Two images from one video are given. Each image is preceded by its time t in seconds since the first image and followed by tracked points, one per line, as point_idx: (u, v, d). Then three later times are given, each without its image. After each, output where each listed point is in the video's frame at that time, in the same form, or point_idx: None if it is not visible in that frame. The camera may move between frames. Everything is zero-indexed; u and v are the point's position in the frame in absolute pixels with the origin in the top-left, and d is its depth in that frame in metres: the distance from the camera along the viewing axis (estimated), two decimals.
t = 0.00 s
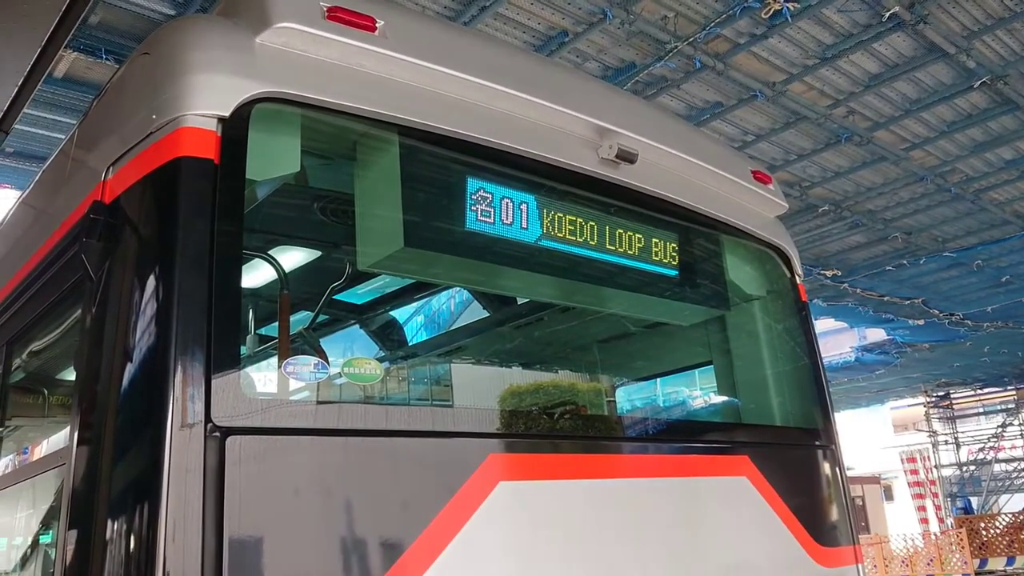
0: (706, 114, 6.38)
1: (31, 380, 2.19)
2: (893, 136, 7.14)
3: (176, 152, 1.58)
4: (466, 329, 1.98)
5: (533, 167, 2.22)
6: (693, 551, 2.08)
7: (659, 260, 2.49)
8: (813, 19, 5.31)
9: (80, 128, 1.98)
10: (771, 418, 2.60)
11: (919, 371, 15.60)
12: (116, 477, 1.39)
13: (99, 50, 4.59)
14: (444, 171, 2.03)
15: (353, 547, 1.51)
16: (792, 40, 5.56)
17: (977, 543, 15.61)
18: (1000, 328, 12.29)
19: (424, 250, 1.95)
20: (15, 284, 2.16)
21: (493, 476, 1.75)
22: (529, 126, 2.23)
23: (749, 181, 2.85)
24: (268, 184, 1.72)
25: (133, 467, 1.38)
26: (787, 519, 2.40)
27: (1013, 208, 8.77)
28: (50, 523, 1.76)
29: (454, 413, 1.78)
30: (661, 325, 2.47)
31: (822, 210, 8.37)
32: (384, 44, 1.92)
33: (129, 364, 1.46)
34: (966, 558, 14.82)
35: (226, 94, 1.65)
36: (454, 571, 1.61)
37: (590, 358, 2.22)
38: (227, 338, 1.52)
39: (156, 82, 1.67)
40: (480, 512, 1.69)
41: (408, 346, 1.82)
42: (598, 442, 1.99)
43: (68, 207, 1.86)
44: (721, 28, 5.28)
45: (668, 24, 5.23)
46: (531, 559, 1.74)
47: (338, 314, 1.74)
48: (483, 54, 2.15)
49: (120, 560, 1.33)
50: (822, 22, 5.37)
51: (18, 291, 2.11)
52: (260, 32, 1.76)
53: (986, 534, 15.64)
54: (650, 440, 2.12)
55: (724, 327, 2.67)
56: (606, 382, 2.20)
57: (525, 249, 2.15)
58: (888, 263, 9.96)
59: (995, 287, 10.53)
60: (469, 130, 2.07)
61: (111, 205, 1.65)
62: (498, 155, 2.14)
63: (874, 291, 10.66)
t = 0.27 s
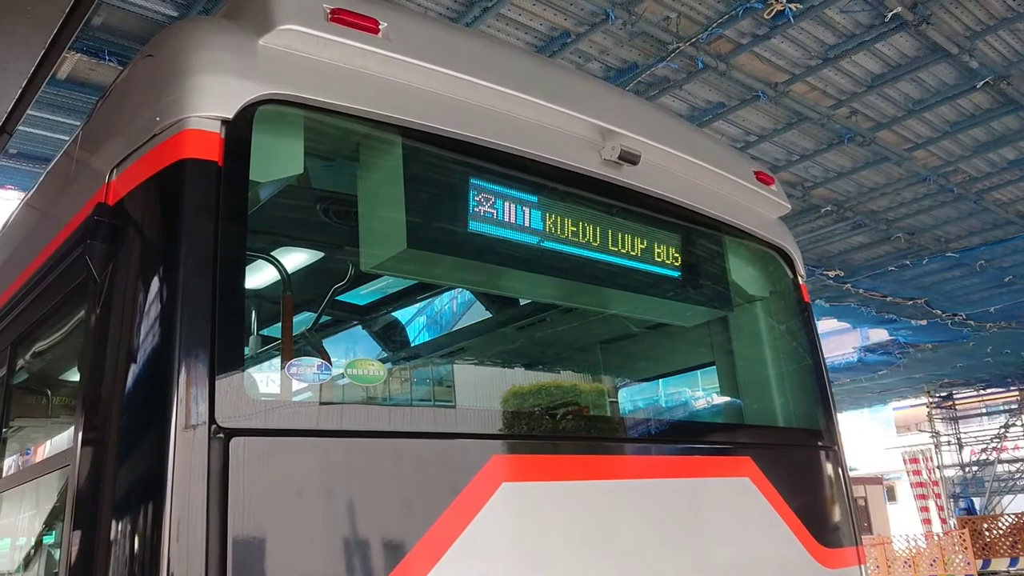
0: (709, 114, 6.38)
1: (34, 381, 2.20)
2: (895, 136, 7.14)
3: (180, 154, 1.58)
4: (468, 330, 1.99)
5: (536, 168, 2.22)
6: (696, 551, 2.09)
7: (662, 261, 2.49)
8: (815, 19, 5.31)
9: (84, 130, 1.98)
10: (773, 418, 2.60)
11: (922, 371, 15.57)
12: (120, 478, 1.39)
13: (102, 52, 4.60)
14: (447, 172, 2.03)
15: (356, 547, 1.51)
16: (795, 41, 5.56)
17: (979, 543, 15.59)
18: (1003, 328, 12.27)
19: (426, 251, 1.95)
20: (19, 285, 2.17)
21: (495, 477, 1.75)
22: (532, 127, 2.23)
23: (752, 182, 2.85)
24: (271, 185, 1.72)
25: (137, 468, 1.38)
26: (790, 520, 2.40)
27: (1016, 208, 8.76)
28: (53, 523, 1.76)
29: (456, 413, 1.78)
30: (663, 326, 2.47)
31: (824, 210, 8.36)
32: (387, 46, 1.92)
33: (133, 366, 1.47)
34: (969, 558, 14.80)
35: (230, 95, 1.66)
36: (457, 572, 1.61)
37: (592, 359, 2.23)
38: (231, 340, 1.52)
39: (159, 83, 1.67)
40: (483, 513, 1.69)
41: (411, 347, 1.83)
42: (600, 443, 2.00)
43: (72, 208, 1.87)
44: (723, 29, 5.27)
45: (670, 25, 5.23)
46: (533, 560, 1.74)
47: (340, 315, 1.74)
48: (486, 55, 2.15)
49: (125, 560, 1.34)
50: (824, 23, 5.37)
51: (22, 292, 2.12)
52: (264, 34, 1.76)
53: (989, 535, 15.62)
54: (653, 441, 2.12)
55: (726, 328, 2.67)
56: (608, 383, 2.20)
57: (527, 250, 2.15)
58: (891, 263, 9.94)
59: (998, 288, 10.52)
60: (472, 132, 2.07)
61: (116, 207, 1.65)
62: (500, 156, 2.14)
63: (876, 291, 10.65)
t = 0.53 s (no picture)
0: (711, 114, 6.38)
1: (37, 382, 2.20)
2: (897, 136, 7.13)
3: (183, 156, 1.59)
4: (470, 331, 1.99)
5: (538, 169, 2.22)
6: (698, 552, 2.08)
7: (664, 262, 2.49)
8: (817, 20, 5.30)
9: (87, 132, 1.99)
10: (776, 419, 2.60)
11: (925, 372, 15.55)
12: (123, 479, 1.40)
13: (105, 53, 4.61)
14: (450, 174, 2.04)
15: (358, 548, 1.51)
16: (797, 41, 5.55)
17: (982, 544, 15.56)
18: (1006, 329, 12.25)
19: (429, 252, 1.95)
20: (22, 286, 2.17)
21: (498, 478, 1.75)
22: (535, 129, 2.23)
23: (754, 182, 2.84)
24: (275, 187, 1.73)
25: (140, 469, 1.38)
26: (792, 521, 2.40)
27: (1019, 208, 8.75)
28: (57, 524, 1.77)
29: (458, 414, 1.78)
30: (666, 327, 2.47)
31: (826, 210, 8.35)
32: (389, 48, 1.92)
33: (136, 367, 1.47)
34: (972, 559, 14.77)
35: (232, 97, 1.66)
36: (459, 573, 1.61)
37: (594, 360, 2.23)
38: (234, 341, 1.52)
39: (162, 85, 1.67)
40: (486, 515, 1.69)
41: (413, 348, 1.83)
42: (602, 444, 2.00)
43: (76, 210, 1.87)
44: (725, 29, 5.27)
45: (672, 26, 5.22)
46: (536, 561, 1.74)
47: (343, 316, 1.75)
48: (488, 56, 2.15)
49: (128, 561, 1.34)
50: (826, 23, 5.37)
51: (25, 293, 2.12)
52: (267, 36, 1.77)
53: (992, 535, 15.59)
54: (655, 442, 2.12)
55: (728, 329, 2.67)
56: (610, 384, 2.20)
57: (530, 251, 2.15)
58: (890, 263, 9.93)
59: (1001, 288, 10.50)
60: (475, 133, 2.07)
61: (119, 209, 1.65)
62: (503, 158, 2.14)
63: (879, 291, 10.64)
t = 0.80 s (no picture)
0: (712, 114, 6.37)
1: (40, 381, 2.21)
2: (899, 135, 7.12)
3: (185, 155, 1.59)
4: (472, 330, 1.99)
5: (540, 169, 2.22)
6: (700, 552, 2.08)
7: (666, 262, 2.49)
8: (819, 19, 5.30)
9: (90, 132, 1.99)
10: (778, 418, 2.60)
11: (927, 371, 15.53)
12: (126, 478, 1.40)
13: (107, 53, 4.61)
14: (451, 173, 2.04)
15: (360, 547, 1.52)
16: (799, 40, 5.55)
17: (985, 543, 15.54)
18: (1008, 328, 12.24)
19: (431, 252, 1.95)
20: (24, 286, 2.17)
21: (500, 477, 1.75)
22: (536, 128, 2.23)
23: (755, 181, 2.84)
24: (277, 186, 1.73)
25: (143, 468, 1.39)
26: (794, 520, 2.40)
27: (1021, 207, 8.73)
28: (59, 523, 1.77)
29: (460, 414, 1.78)
30: (668, 326, 2.47)
31: (828, 210, 8.34)
32: (391, 47, 1.92)
33: (139, 366, 1.47)
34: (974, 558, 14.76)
35: (234, 97, 1.66)
36: (461, 573, 1.61)
37: (596, 359, 2.23)
38: (236, 341, 1.52)
39: (165, 85, 1.67)
40: (488, 514, 1.69)
41: (415, 347, 1.83)
42: (604, 443, 2.00)
43: (78, 210, 1.87)
44: (727, 28, 5.27)
45: (674, 25, 5.22)
46: (538, 560, 1.74)
47: (345, 315, 1.75)
48: (489, 56, 2.15)
49: (131, 560, 1.34)
50: (828, 22, 5.36)
51: (27, 293, 2.12)
52: (269, 36, 1.77)
53: (994, 535, 15.57)
54: (657, 441, 2.12)
55: (730, 328, 2.67)
56: (612, 383, 2.20)
57: (531, 251, 2.15)
58: (895, 262, 9.91)
59: (1003, 287, 10.49)
60: (477, 133, 2.07)
61: (121, 209, 1.66)
62: (505, 157, 2.14)
63: (881, 291, 10.63)
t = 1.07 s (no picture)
0: (714, 109, 6.36)
1: (42, 378, 2.21)
2: (902, 131, 7.11)
3: (187, 152, 1.59)
4: (474, 326, 1.99)
5: (542, 164, 2.22)
6: (702, 548, 2.08)
7: (667, 257, 2.48)
8: (821, 14, 5.29)
9: (91, 128, 1.99)
10: (780, 414, 2.59)
11: (929, 367, 15.53)
12: (129, 474, 1.40)
13: (108, 49, 4.61)
14: (453, 169, 2.04)
15: (363, 543, 1.52)
16: (801, 35, 5.54)
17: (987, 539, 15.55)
18: (1011, 324, 12.22)
19: (433, 248, 1.95)
20: (27, 282, 2.18)
21: (502, 473, 1.75)
22: (538, 124, 2.23)
23: (758, 177, 2.84)
24: (278, 182, 1.73)
25: (146, 464, 1.39)
26: (797, 515, 2.40)
27: None
28: (62, 519, 1.77)
29: (462, 410, 1.78)
30: (670, 322, 2.47)
31: (831, 205, 8.33)
32: (393, 43, 1.92)
33: (141, 363, 1.47)
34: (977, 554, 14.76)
35: (236, 93, 1.66)
36: (464, 568, 1.62)
37: (598, 355, 2.23)
38: (239, 337, 1.53)
39: (167, 82, 1.67)
40: (490, 510, 1.70)
41: (418, 343, 1.84)
42: (606, 438, 2.00)
43: (80, 206, 1.87)
44: (729, 24, 5.26)
45: (676, 20, 5.21)
46: (540, 556, 1.75)
47: (347, 312, 1.75)
48: (491, 52, 2.15)
49: (134, 556, 1.35)
50: (831, 17, 5.35)
51: (30, 289, 2.12)
52: (270, 32, 1.77)
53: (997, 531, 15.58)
54: (659, 437, 2.12)
55: (732, 323, 2.67)
56: (614, 378, 2.21)
57: (533, 247, 2.15)
58: (897, 258, 9.90)
59: (1006, 282, 10.47)
60: (478, 128, 2.07)
61: (123, 205, 1.66)
62: (506, 153, 2.14)
63: (884, 286, 10.61)
